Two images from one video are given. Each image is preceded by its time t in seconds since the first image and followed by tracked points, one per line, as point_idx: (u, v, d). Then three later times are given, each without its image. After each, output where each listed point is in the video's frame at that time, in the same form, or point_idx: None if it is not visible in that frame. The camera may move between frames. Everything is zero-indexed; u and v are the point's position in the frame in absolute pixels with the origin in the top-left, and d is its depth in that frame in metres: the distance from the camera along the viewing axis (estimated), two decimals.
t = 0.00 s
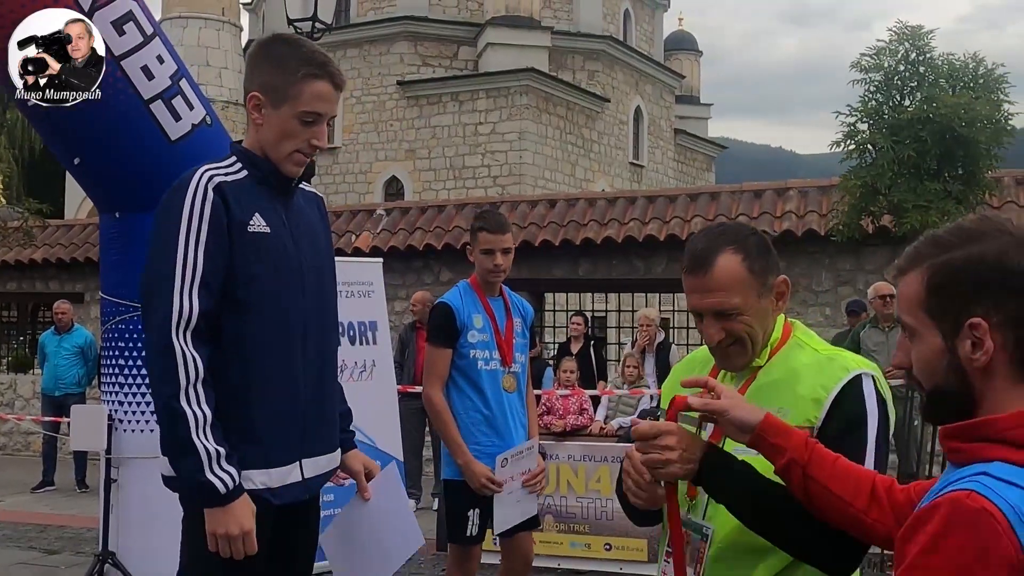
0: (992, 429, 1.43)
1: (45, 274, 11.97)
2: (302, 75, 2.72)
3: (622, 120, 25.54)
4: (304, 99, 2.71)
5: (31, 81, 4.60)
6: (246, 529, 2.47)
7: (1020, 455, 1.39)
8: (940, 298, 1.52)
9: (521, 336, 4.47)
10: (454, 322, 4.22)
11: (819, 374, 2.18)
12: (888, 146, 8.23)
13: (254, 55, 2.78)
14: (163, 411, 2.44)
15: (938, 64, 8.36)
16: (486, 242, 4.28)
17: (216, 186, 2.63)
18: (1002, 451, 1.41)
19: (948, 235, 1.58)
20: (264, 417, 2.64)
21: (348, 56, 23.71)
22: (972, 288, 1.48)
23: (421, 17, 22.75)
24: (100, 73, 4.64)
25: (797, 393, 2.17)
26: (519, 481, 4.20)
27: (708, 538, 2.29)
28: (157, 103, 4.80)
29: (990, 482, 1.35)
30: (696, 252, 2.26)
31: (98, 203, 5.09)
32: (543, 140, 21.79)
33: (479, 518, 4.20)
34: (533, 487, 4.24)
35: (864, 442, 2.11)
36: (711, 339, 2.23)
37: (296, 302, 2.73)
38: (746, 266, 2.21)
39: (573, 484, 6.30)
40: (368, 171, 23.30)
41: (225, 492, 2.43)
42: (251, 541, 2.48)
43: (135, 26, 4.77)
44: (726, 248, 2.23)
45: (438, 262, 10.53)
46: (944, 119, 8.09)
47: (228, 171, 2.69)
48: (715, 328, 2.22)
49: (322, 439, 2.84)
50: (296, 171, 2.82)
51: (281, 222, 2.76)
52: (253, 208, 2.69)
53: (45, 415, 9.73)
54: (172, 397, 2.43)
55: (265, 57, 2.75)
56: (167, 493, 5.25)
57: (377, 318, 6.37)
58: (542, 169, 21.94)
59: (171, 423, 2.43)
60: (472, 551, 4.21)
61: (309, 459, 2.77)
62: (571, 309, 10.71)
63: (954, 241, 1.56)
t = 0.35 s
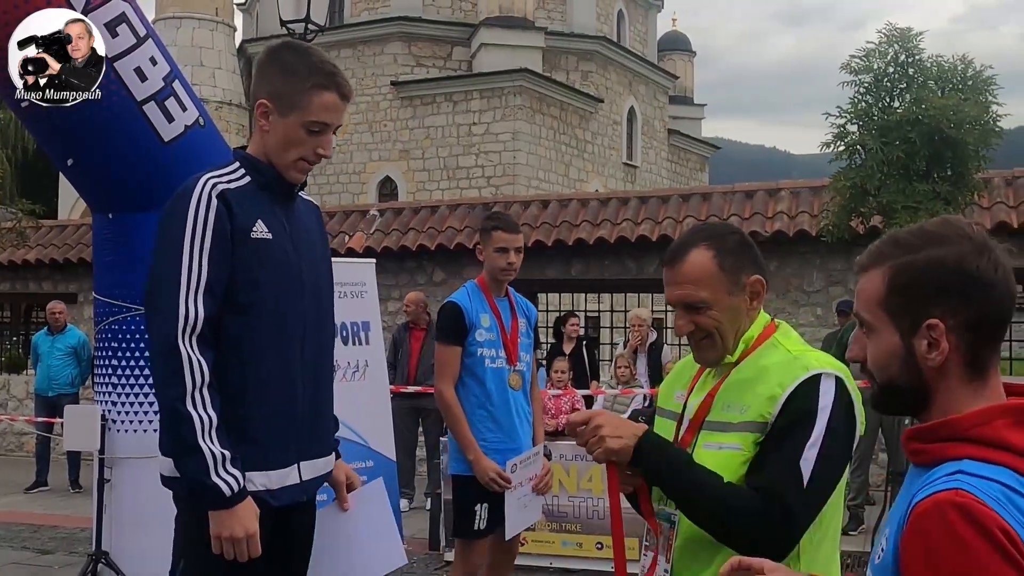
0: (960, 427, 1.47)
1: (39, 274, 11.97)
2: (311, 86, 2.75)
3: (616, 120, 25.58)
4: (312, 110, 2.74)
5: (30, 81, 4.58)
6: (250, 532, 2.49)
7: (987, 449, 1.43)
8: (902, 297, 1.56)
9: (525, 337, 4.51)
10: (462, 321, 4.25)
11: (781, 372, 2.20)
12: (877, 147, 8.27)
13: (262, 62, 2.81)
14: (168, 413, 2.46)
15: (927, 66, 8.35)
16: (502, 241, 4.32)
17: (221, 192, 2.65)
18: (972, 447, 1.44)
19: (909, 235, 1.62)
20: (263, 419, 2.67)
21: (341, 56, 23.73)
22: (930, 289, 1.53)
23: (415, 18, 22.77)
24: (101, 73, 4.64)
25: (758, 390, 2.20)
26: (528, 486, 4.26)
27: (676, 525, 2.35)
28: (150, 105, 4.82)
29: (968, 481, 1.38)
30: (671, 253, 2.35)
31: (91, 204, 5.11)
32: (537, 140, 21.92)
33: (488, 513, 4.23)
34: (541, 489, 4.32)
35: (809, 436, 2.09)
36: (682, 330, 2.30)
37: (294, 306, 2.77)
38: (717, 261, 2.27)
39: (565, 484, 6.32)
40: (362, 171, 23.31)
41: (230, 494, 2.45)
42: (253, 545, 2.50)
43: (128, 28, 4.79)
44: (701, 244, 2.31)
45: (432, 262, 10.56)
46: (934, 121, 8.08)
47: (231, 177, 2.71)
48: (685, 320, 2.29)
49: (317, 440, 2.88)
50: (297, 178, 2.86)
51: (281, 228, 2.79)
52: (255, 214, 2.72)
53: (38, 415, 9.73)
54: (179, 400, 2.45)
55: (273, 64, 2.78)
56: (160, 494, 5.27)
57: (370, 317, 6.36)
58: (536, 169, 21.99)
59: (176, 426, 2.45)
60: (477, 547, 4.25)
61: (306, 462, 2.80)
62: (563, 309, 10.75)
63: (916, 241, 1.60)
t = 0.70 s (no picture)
0: (943, 429, 1.49)
1: (40, 276, 12.00)
2: (340, 110, 2.76)
3: (616, 123, 25.62)
4: (339, 133, 2.76)
5: (31, 81, 4.63)
6: (253, 525, 2.51)
7: (967, 452, 1.45)
8: (896, 301, 1.58)
9: (534, 341, 4.55)
10: (474, 324, 4.27)
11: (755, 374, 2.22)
12: (875, 149, 8.30)
13: (298, 78, 2.83)
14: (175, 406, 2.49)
15: (926, 69, 8.39)
16: (528, 247, 4.39)
17: (243, 198, 2.67)
18: (952, 449, 1.47)
19: (906, 241, 1.63)
20: (271, 420, 2.69)
21: (342, 58, 23.78)
22: (923, 287, 1.55)
23: (415, 20, 22.82)
24: (101, 73, 4.66)
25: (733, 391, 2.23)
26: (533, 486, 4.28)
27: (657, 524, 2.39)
28: (151, 108, 4.83)
29: (941, 480, 1.40)
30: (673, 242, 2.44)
31: (92, 206, 5.13)
32: (537, 142, 21.97)
33: (500, 508, 4.25)
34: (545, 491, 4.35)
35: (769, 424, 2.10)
36: (660, 310, 2.38)
37: (308, 313, 2.78)
38: (704, 252, 2.33)
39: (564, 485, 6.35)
40: (362, 173, 23.34)
41: (234, 488, 2.48)
42: (255, 538, 2.52)
43: (129, 32, 4.81)
44: (696, 235, 2.38)
45: (432, 264, 10.58)
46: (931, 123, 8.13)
47: (254, 184, 2.74)
48: (664, 301, 2.37)
49: (326, 444, 2.89)
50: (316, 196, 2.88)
51: (298, 236, 2.81)
52: (274, 221, 2.74)
53: (39, 417, 9.76)
54: (188, 394, 2.48)
55: (309, 82, 2.79)
56: (160, 496, 5.30)
57: (370, 320, 6.36)
58: (535, 171, 22.06)
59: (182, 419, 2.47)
60: (493, 541, 4.22)
61: (314, 465, 2.81)
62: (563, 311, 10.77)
63: (913, 247, 1.62)
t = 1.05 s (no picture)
0: (943, 429, 1.50)
1: (42, 277, 12.02)
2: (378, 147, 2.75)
3: (618, 123, 25.60)
4: (372, 164, 2.76)
5: (30, 81, 4.63)
6: (278, 508, 2.53)
7: (968, 452, 1.46)
8: (899, 298, 1.58)
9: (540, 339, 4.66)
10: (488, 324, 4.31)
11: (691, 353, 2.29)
12: (875, 148, 8.32)
13: (345, 100, 2.81)
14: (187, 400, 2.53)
15: (926, 69, 8.39)
16: (537, 247, 4.52)
17: (268, 206, 2.68)
18: (952, 450, 1.48)
19: (911, 239, 1.63)
20: (280, 420, 2.69)
21: (343, 59, 23.80)
22: (924, 284, 1.56)
23: (417, 20, 22.84)
24: (100, 73, 4.67)
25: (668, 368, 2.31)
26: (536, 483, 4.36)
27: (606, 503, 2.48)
28: (152, 108, 4.83)
29: (943, 481, 1.41)
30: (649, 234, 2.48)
31: (94, 206, 5.14)
32: (538, 142, 21.97)
33: (504, 508, 4.26)
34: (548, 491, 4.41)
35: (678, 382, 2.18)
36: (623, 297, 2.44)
37: (324, 321, 2.78)
38: (673, 244, 2.37)
39: (565, 484, 6.33)
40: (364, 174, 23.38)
41: (255, 475, 2.49)
42: (281, 520, 2.53)
43: (130, 32, 4.82)
44: (672, 230, 2.42)
45: (433, 264, 10.60)
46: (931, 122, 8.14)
47: (280, 191, 2.73)
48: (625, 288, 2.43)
49: (330, 446, 2.88)
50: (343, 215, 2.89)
51: (320, 245, 2.81)
52: (297, 230, 2.74)
53: (41, 417, 9.79)
54: (202, 390, 2.50)
55: (352, 109, 2.78)
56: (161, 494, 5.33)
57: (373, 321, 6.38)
58: (537, 172, 22.08)
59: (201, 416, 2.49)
60: (494, 540, 4.22)
61: (313, 464, 2.79)
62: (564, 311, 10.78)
63: (916, 245, 1.61)
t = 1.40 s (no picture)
0: (957, 432, 1.50)
1: (45, 276, 12.04)
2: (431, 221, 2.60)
3: (620, 122, 25.57)
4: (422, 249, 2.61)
5: (31, 82, 4.62)
6: (295, 516, 2.55)
7: (983, 456, 1.46)
8: (905, 299, 1.59)
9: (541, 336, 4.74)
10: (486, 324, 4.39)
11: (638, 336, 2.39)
12: (878, 148, 8.32)
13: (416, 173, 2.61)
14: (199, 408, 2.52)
15: (928, 68, 8.38)
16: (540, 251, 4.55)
17: (309, 238, 2.61)
18: (965, 454, 1.48)
19: (917, 239, 1.63)
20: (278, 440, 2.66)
21: (346, 58, 23.82)
22: (924, 291, 1.57)
23: (419, 20, 22.83)
24: (100, 73, 4.66)
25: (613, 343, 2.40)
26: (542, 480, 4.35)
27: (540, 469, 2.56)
28: (156, 108, 4.84)
29: (960, 486, 1.41)
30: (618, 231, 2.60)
31: (97, 207, 5.14)
32: (540, 142, 21.96)
33: (512, 506, 4.28)
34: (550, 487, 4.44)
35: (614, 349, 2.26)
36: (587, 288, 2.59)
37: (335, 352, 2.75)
38: (636, 244, 2.50)
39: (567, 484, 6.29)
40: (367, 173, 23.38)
41: (274, 486, 2.51)
42: (295, 529, 2.56)
43: (134, 33, 4.84)
44: (637, 229, 2.55)
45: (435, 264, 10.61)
46: (933, 121, 8.14)
47: (320, 224, 2.63)
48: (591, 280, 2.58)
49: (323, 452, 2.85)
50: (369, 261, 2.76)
51: (346, 278, 2.74)
52: (327, 264, 2.67)
53: (45, 416, 9.81)
54: (223, 404, 2.49)
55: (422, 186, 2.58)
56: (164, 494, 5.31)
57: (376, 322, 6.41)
58: (539, 171, 22.07)
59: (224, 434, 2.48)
60: (502, 538, 4.23)
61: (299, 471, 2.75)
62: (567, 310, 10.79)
63: (921, 247, 1.61)
